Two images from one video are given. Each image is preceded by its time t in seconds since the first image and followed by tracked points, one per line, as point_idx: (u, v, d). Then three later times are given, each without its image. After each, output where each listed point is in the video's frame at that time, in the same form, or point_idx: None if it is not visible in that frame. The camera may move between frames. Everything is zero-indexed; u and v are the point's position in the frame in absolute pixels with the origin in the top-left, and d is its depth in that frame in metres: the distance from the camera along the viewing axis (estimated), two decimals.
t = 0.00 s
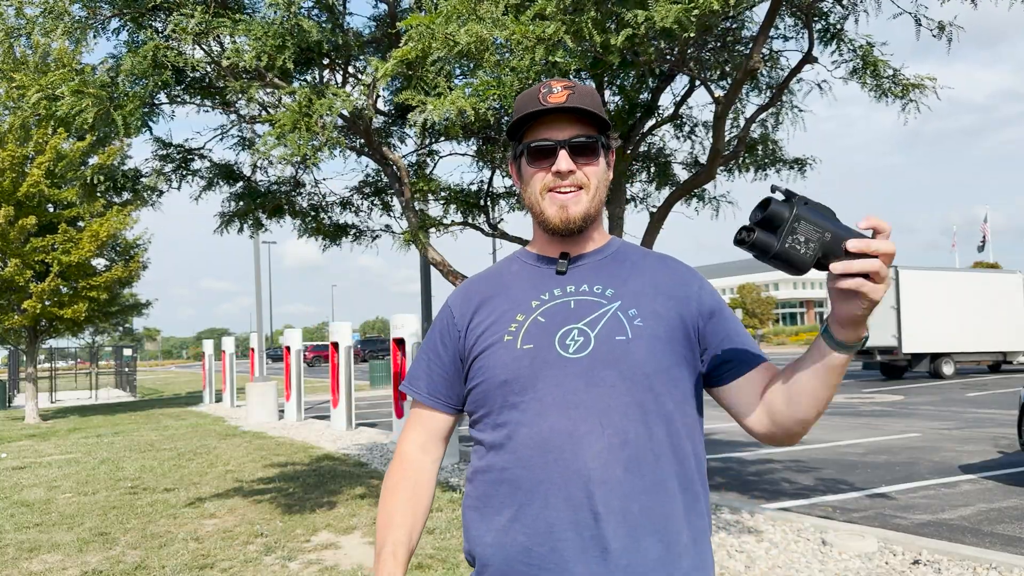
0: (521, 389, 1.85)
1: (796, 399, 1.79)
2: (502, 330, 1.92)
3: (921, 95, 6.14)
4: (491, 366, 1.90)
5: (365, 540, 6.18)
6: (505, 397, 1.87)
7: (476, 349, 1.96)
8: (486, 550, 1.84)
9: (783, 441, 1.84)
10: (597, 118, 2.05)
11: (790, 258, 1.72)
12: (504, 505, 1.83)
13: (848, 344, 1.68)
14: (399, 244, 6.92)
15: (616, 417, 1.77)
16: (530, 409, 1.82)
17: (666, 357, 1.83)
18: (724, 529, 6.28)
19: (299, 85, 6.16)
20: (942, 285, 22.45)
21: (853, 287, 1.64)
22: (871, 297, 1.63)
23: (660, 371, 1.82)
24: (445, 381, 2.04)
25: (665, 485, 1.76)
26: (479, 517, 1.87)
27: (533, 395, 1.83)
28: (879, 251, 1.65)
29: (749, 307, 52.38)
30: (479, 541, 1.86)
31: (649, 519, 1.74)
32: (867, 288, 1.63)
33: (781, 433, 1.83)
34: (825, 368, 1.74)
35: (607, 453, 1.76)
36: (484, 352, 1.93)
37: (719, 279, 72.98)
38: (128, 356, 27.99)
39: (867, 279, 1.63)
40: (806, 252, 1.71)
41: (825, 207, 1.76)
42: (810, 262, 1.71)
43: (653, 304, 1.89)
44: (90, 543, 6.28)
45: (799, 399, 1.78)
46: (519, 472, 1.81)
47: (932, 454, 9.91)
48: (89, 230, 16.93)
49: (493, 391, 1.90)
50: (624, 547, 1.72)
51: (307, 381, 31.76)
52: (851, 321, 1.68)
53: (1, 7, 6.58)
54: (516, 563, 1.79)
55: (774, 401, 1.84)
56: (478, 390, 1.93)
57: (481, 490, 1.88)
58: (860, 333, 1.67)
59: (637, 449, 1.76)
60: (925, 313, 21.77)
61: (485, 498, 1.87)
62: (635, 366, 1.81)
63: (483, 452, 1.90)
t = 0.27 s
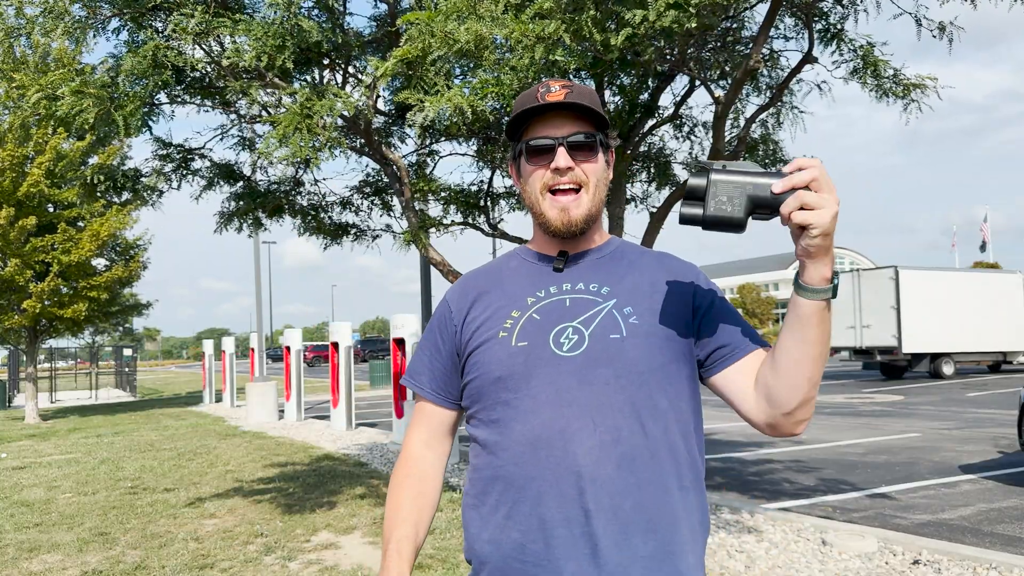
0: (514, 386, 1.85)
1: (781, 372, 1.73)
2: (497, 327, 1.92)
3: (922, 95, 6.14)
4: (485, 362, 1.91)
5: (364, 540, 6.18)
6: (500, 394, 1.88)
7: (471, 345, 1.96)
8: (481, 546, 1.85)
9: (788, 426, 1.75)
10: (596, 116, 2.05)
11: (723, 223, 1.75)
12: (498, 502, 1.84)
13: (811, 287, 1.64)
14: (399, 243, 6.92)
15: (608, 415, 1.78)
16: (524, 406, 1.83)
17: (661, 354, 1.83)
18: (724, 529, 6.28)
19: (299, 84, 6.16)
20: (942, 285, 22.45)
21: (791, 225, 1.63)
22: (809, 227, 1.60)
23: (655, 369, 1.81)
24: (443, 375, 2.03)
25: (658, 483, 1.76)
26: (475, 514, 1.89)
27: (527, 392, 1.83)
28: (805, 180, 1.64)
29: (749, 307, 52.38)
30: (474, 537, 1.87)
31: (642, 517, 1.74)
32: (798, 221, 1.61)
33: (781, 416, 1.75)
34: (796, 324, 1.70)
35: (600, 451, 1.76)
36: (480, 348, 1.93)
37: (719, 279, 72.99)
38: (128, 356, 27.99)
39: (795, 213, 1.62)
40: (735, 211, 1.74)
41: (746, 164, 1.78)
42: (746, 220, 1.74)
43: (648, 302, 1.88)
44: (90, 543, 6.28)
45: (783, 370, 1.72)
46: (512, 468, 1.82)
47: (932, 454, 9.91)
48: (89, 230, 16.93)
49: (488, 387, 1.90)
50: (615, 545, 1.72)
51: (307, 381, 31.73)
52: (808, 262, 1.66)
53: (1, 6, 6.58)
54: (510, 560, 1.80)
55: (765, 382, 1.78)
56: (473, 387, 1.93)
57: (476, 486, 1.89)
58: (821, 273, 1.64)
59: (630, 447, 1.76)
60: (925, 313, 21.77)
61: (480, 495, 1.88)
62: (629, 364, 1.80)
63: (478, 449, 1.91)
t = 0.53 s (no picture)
0: (514, 387, 1.85)
1: (781, 365, 1.74)
2: (497, 327, 1.92)
3: (921, 95, 6.14)
4: (485, 363, 1.91)
5: (364, 540, 6.18)
6: (498, 394, 1.87)
7: (470, 344, 1.96)
8: (479, 548, 1.85)
9: (791, 420, 1.76)
10: (595, 118, 2.04)
11: (701, 226, 1.78)
12: (497, 503, 1.84)
13: (797, 269, 1.70)
14: (399, 244, 6.92)
15: (609, 416, 1.77)
16: (523, 407, 1.83)
17: (661, 357, 1.83)
18: (724, 529, 6.28)
19: (299, 84, 6.16)
20: (941, 285, 22.45)
21: (760, 209, 1.73)
22: (777, 204, 1.70)
23: (654, 371, 1.81)
24: (441, 374, 2.03)
25: (657, 484, 1.76)
26: (473, 514, 1.88)
27: (526, 393, 1.83)
28: (759, 168, 1.76)
29: (749, 307, 52.38)
30: (472, 539, 1.87)
31: (641, 519, 1.74)
32: (765, 202, 1.72)
33: (784, 411, 1.76)
34: (790, 314, 1.72)
35: (599, 453, 1.76)
36: (478, 348, 1.93)
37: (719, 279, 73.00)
38: (128, 356, 27.99)
39: (761, 196, 1.73)
40: (710, 211, 1.77)
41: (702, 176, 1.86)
42: (721, 221, 1.78)
43: (648, 304, 1.88)
44: (90, 543, 6.28)
45: (783, 363, 1.74)
46: (512, 469, 1.82)
47: (932, 454, 9.91)
48: (89, 230, 16.92)
49: (487, 388, 1.90)
50: (614, 547, 1.72)
51: (307, 381, 31.73)
52: (787, 246, 1.72)
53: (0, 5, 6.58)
54: (508, 561, 1.80)
55: (763, 376, 1.79)
56: (472, 387, 1.93)
57: (475, 487, 1.89)
58: (804, 254, 1.70)
59: (630, 449, 1.76)
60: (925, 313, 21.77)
61: (479, 496, 1.88)
62: (629, 366, 1.80)
63: (477, 449, 1.91)
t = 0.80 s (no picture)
0: (513, 386, 1.85)
1: (784, 355, 1.75)
2: (496, 326, 1.92)
3: (921, 95, 6.14)
4: (483, 362, 1.91)
5: (365, 540, 6.18)
6: (498, 394, 1.87)
7: (468, 344, 1.96)
8: (479, 547, 1.85)
9: (800, 407, 1.76)
10: (596, 119, 2.05)
11: (710, 219, 1.79)
12: (497, 502, 1.84)
13: (800, 260, 1.69)
14: (399, 243, 6.92)
15: (608, 414, 1.77)
16: (522, 406, 1.83)
17: (659, 356, 1.83)
18: (724, 529, 6.28)
19: (299, 84, 6.16)
20: (941, 285, 22.45)
21: (766, 198, 1.73)
22: (783, 193, 1.70)
23: (653, 370, 1.81)
24: (439, 374, 2.03)
25: (657, 482, 1.76)
26: (473, 514, 1.88)
27: (525, 392, 1.83)
28: (768, 157, 1.75)
29: (749, 307, 52.38)
30: (471, 539, 1.87)
31: (641, 516, 1.74)
32: (772, 191, 1.71)
33: (791, 398, 1.76)
34: (792, 305, 1.72)
35: (599, 451, 1.76)
36: (477, 348, 1.93)
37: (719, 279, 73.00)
38: (128, 356, 27.99)
39: (768, 185, 1.72)
40: (717, 203, 1.79)
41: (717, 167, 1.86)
42: (730, 214, 1.78)
43: (646, 303, 1.88)
44: (90, 543, 6.27)
45: (784, 352, 1.74)
46: (511, 468, 1.82)
47: (932, 454, 9.91)
48: (89, 230, 16.92)
49: (486, 387, 1.90)
50: (615, 544, 1.72)
51: (307, 381, 31.75)
52: (791, 236, 1.71)
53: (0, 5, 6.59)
54: (509, 560, 1.80)
55: (766, 366, 1.79)
56: (471, 387, 1.93)
57: (474, 487, 1.89)
58: (807, 244, 1.69)
59: (629, 447, 1.76)
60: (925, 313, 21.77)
61: (478, 495, 1.88)
62: (629, 365, 1.80)
63: (476, 448, 1.91)
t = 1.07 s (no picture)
0: (512, 386, 1.85)
1: (775, 356, 1.74)
2: (494, 326, 1.92)
3: (921, 94, 6.14)
4: (481, 362, 1.91)
5: (365, 540, 6.18)
6: (496, 394, 1.87)
7: (467, 344, 1.96)
8: (478, 547, 1.85)
9: (789, 409, 1.76)
10: (599, 121, 2.05)
11: (704, 221, 1.80)
12: (496, 502, 1.84)
13: (788, 259, 1.70)
14: (399, 243, 6.92)
15: (607, 414, 1.78)
16: (521, 406, 1.83)
17: (657, 355, 1.83)
18: (724, 529, 6.28)
19: (299, 84, 6.17)
20: (942, 285, 22.45)
21: (759, 197, 1.74)
22: (774, 191, 1.71)
23: (651, 370, 1.82)
24: (437, 375, 2.03)
25: (656, 482, 1.76)
26: (471, 514, 1.89)
27: (524, 392, 1.83)
28: (759, 158, 1.76)
29: (749, 307, 52.36)
30: (470, 538, 1.87)
31: (640, 515, 1.74)
32: (764, 190, 1.72)
33: (780, 400, 1.76)
34: (781, 304, 1.72)
35: (598, 450, 1.76)
36: (476, 348, 1.93)
37: (719, 279, 73.00)
38: (128, 356, 27.99)
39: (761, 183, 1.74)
40: (712, 204, 1.79)
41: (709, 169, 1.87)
42: (725, 215, 1.78)
43: (644, 303, 1.89)
44: (90, 543, 6.28)
45: (775, 353, 1.74)
46: (511, 468, 1.82)
47: (932, 454, 9.91)
48: (89, 230, 16.92)
49: (484, 387, 1.90)
50: (613, 543, 1.73)
51: (307, 381, 31.75)
52: (781, 234, 1.72)
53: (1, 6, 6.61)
54: (509, 560, 1.81)
55: (757, 367, 1.79)
56: (470, 387, 1.93)
57: (473, 486, 1.89)
58: (796, 242, 1.70)
59: (628, 446, 1.76)
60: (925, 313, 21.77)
61: (477, 495, 1.88)
62: (628, 364, 1.81)
63: (475, 449, 1.91)
